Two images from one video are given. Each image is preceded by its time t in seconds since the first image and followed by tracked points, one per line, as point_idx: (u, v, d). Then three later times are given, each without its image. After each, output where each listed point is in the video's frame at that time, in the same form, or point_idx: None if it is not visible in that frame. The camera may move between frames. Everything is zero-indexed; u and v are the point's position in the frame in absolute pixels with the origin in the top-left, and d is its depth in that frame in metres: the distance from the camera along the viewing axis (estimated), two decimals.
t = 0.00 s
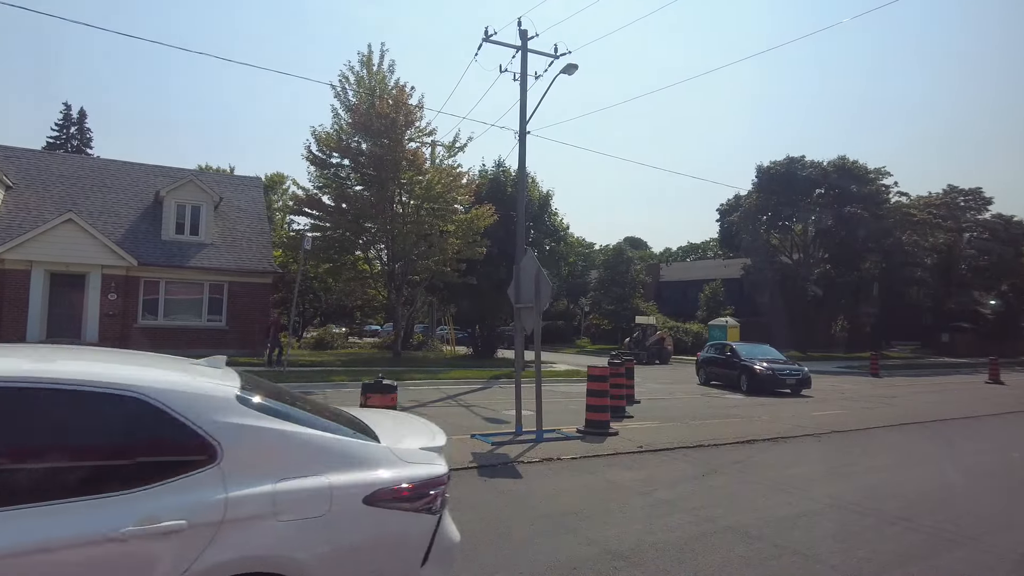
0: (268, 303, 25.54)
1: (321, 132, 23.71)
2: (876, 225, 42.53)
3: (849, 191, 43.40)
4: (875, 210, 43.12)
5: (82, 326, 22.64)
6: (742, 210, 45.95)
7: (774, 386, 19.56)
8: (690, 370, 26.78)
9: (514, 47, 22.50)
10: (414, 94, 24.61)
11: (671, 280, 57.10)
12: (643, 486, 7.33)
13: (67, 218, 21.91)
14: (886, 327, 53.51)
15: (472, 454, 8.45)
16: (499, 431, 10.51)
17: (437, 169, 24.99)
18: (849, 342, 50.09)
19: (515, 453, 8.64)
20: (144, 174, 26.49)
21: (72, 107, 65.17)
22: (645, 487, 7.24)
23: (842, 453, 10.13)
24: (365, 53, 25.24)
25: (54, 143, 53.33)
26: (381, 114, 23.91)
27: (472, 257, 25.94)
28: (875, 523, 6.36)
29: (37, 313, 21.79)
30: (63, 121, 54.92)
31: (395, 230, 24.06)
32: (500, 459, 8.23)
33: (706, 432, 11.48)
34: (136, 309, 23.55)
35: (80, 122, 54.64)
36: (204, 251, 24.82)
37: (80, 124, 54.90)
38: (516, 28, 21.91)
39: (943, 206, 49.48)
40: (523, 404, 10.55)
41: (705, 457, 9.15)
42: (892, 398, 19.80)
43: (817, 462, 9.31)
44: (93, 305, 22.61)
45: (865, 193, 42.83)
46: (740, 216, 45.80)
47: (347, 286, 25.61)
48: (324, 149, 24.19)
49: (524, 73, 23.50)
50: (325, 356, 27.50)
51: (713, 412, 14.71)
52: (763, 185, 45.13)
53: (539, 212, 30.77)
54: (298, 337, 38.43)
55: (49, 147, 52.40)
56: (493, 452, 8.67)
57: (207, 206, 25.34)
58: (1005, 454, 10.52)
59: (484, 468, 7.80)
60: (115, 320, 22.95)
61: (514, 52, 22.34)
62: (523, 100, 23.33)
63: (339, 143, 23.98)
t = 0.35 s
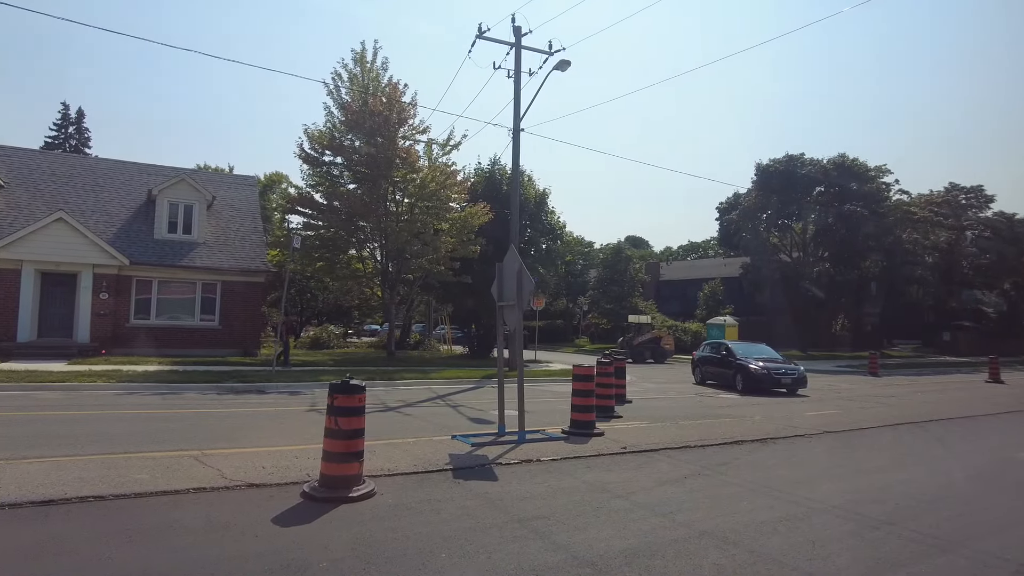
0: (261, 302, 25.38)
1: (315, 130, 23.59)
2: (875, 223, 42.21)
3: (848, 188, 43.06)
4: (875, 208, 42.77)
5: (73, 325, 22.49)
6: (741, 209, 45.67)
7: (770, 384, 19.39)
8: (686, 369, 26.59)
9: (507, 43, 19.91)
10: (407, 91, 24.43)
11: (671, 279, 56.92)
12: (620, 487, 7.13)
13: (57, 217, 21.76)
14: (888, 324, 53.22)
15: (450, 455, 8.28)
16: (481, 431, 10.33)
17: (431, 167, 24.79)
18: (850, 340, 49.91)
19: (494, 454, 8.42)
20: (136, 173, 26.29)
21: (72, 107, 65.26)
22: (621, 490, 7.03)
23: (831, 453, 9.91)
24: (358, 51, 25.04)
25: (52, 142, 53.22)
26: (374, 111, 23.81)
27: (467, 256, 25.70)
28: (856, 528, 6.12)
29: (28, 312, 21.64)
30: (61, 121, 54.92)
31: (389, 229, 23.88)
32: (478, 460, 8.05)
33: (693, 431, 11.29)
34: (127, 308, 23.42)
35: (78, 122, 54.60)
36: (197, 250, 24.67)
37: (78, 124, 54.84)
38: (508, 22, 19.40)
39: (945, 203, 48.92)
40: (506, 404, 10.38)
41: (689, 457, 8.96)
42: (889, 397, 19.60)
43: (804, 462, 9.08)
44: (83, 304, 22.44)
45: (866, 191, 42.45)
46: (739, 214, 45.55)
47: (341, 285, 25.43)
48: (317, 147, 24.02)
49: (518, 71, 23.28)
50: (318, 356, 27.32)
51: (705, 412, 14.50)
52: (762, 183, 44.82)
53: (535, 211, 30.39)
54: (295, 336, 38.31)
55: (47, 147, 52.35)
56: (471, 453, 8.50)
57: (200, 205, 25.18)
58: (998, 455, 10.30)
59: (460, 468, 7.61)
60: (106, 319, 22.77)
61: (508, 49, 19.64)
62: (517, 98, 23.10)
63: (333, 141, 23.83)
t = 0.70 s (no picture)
0: (254, 302, 25.24)
1: (307, 128, 23.47)
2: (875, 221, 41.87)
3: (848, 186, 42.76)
4: (875, 206, 42.45)
5: (64, 325, 22.33)
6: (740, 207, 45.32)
7: (765, 384, 19.18)
8: (682, 369, 26.37)
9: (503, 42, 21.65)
10: (400, 88, 24.32)
11: (670, 278, 56.76)
12: (597, 490, 6.92)
13: (47, 216, 21.62)
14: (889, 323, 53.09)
15: (426, 456, 8.10)
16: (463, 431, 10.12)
17: (424, 165, 24.60)
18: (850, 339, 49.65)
19: (471, 456, 8.23)
20: (128, 172, 26.14)
21: (71, 107, 65.11)
22: (597, 492, 6.83)
23: (820, 455, 9.68)
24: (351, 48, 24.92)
25: (50, 142, 53.26)
26: (366, 109, 23.71)
27: (460, 255, 25.50)
28: (837, 533, 5.90)
29: (18, 312, 21.51)
30: (59, 121, 54.95)
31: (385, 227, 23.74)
32: (453, 462, 7.86)
33: (681, 432, 11.08)
34: (119, 308, 23.26)
35: (76, 122, 54.56)
36: (190, 250, 24.53)
37: (77, 124, 54.86)
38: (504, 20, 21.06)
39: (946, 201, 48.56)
40: (488, 403, 10.17)
41: (672, 458, 8.75)
42: (886, 397, 19.35)
43: (791, 463, 8.87)
44: (75, 304, 22.29)
45: (865, 189, 41.98)
46: (738, 213, 45.22)
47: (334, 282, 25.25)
48: (309, 145, 23.91)
49: (511, 68, 23.10)
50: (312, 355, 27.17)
51: (696, 412, 14.28)
52: (761, 181, 44.46)
53: (531, 209, 30.04)
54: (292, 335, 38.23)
55: (46, 147, 52.42)
56: (448, 454, 8.31)
57: (192, 204, 25.05)
58: (992, 456, 10.05)
59: (433, 470, 7.40)
60: (97, 319, 22.63)
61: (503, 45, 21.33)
62: (510, 95, 22.98)
63: (325, 139, 23.73)
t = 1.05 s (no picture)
0: (247, 301, 25.09)
1: (300, 126, 23.29)
2: (875, 220, 41.64)
3: (847, 185, 42.55)
4: (875, 204, 42.22)
5: (55, 325, 22.19)
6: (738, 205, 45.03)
7: (760, 384, 18.98)
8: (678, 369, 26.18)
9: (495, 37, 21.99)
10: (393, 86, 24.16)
11: (669, 278, 56.56)
12: (571, 494, 6.73)
13: (37, 216, 21.48)
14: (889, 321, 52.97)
15: (401, 458, 7.91)
16: (445, 433, 9.93)
17: (417, 163, 24.45)
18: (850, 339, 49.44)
19: (447, 458, 8.04)
20: (120, 171, 25.97)
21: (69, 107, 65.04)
22: (572, 497, 6.63)
23: (808, 456, 9.47)
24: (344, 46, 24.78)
25: (48, 143, 53.24)
26: (358, 108, 23.51)
27: (454, 254, 25.37)
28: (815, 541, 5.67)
29: (9, 311, 21.38)
30: (56, 121, 54.90)
31: (379, 226, 23.58)
32: (428, 464, 7.68)
33: (668, 433, 10.88)
34: (111, 307, 23.12)
35: (74, 122, 54.52)
36: (182, 249, 24.38)
37: (75, 124, 54.83)
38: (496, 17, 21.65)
39: (948, 199, 48.05)
40: (470, 404, 9.97)
41: (654, 460, 8.54)
42: (882, 396, 19.14)
43: (778, 465, 8.65)
44: (65, 303, 22.14)
45: (866, 188, 41.98)
46: (736, 211, 44.97)
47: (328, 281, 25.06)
48: (302, 144, 23.77)
49: (504, 65, 22.96)
50: (306, 356, 27.01)
51: (687, 412, 14.08)
52: (760, 180, 44.19)
53: (527, 207, 29.79)
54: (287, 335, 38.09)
55: (43, 147, 52.40)
56: (425, 456, 8.12)
57: (185, 204, 24.89)
58: (984, 458, 9.83)
59: (405, 473, 7.22)
60: (88, 319, 22.50)
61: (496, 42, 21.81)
62: (503, 93, 22.85)
63: (318, 138, 23.58)
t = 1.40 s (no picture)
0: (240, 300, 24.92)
1: (292, 124, 23.06)
2: (873, 218, 41.39)
3: (846, 183, 42.28)
4: (874, 203, 41.97)
5: (45, 325, 22.04)
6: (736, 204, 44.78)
7: (754, 384, 18.78)
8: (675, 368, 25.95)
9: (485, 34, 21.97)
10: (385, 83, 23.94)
11: (669, 277, 56.35)
12: (545, 498, 6.52)
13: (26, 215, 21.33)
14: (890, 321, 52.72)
15: (375, 461, 7.73)
16: (425, 434, 9.73)
17: (409, 161, 24.21)
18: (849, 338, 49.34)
19: (422, 460, 7.86)
20: (111, 169, 25.78)
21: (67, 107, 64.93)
22: (544, 501, 6.42)
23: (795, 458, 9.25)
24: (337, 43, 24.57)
25: (45, 142, 53.18)
26: (350, 106, 23.28)
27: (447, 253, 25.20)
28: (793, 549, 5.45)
29: None
30: (54, 120, 54.78)
31: (373, 224, 23.44)
32: (401, 467, 7.49)
33: (655, 434, 10.67)
34: (102, 306, 22.96)
35: (71, 122, 54.43)
36: (174, 248, 24.22)
37: (72, 123, 54.70)
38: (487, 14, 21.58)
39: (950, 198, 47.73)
40: (451, 405, 9.76)
41: (636, 462, 8.34)
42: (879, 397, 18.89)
43: (763, 467, 8.44)
44: (55, 303, 22.00)
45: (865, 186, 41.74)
46: (734, 210, 44.70)
47: (320, 280, 24.93)
48: (294, 142, 23.56)
49: (497, 63, 22.75)
50: (299, 356, 26.86)
51: (678, 413, 13.87)
52: (759, 178, 43.85)
53: (522, 206, 29.58)
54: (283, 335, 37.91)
55: (40, 147, 52.32)
56: (400, 458, 7.94)
57: (176, 202, 24.70)
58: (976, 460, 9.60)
59: (376, 477, 7.03)
60: (79, 319, 22.34)
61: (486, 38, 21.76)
62: (496, 91, 22.65)
63: (310, 135, 23.38)
